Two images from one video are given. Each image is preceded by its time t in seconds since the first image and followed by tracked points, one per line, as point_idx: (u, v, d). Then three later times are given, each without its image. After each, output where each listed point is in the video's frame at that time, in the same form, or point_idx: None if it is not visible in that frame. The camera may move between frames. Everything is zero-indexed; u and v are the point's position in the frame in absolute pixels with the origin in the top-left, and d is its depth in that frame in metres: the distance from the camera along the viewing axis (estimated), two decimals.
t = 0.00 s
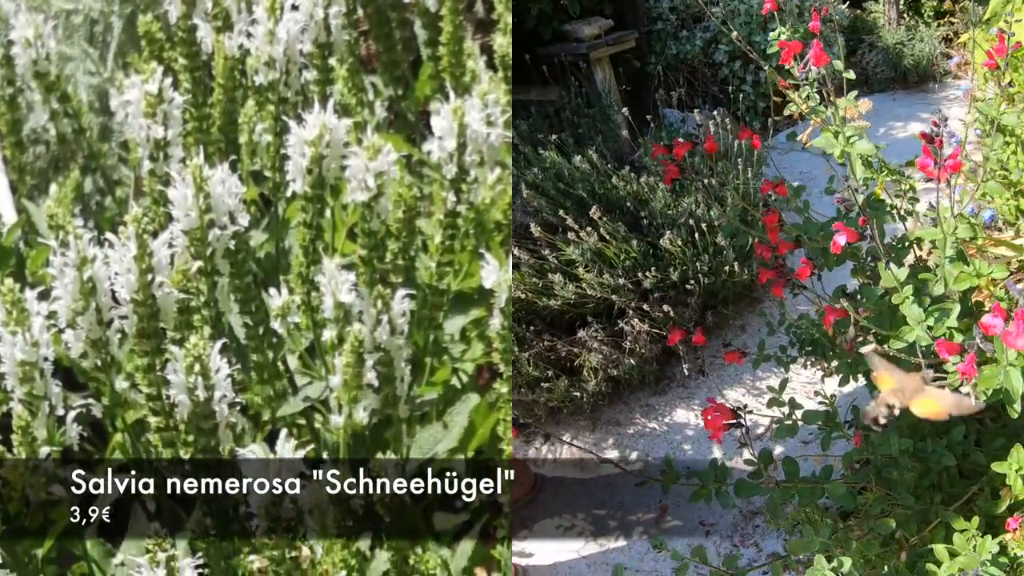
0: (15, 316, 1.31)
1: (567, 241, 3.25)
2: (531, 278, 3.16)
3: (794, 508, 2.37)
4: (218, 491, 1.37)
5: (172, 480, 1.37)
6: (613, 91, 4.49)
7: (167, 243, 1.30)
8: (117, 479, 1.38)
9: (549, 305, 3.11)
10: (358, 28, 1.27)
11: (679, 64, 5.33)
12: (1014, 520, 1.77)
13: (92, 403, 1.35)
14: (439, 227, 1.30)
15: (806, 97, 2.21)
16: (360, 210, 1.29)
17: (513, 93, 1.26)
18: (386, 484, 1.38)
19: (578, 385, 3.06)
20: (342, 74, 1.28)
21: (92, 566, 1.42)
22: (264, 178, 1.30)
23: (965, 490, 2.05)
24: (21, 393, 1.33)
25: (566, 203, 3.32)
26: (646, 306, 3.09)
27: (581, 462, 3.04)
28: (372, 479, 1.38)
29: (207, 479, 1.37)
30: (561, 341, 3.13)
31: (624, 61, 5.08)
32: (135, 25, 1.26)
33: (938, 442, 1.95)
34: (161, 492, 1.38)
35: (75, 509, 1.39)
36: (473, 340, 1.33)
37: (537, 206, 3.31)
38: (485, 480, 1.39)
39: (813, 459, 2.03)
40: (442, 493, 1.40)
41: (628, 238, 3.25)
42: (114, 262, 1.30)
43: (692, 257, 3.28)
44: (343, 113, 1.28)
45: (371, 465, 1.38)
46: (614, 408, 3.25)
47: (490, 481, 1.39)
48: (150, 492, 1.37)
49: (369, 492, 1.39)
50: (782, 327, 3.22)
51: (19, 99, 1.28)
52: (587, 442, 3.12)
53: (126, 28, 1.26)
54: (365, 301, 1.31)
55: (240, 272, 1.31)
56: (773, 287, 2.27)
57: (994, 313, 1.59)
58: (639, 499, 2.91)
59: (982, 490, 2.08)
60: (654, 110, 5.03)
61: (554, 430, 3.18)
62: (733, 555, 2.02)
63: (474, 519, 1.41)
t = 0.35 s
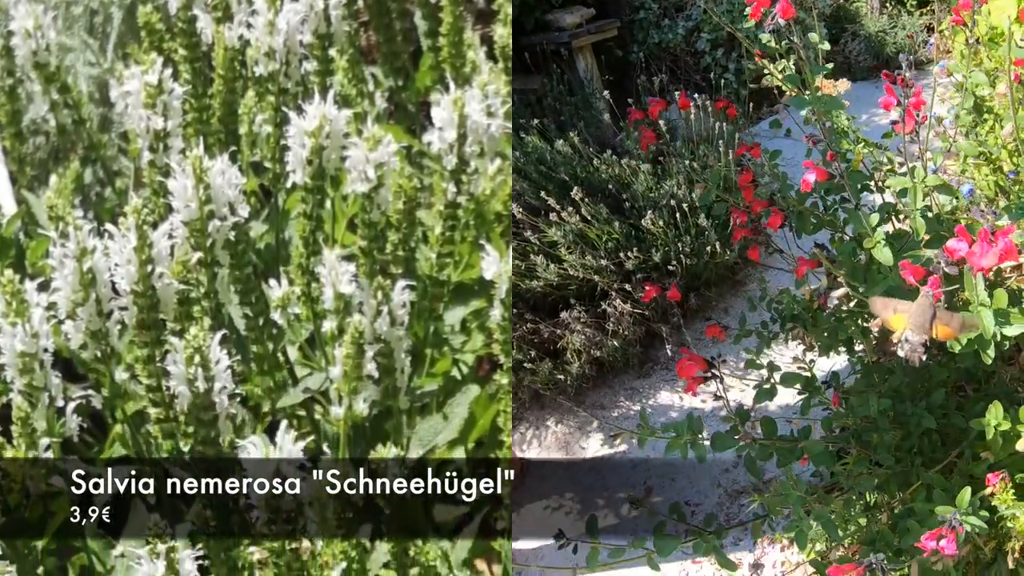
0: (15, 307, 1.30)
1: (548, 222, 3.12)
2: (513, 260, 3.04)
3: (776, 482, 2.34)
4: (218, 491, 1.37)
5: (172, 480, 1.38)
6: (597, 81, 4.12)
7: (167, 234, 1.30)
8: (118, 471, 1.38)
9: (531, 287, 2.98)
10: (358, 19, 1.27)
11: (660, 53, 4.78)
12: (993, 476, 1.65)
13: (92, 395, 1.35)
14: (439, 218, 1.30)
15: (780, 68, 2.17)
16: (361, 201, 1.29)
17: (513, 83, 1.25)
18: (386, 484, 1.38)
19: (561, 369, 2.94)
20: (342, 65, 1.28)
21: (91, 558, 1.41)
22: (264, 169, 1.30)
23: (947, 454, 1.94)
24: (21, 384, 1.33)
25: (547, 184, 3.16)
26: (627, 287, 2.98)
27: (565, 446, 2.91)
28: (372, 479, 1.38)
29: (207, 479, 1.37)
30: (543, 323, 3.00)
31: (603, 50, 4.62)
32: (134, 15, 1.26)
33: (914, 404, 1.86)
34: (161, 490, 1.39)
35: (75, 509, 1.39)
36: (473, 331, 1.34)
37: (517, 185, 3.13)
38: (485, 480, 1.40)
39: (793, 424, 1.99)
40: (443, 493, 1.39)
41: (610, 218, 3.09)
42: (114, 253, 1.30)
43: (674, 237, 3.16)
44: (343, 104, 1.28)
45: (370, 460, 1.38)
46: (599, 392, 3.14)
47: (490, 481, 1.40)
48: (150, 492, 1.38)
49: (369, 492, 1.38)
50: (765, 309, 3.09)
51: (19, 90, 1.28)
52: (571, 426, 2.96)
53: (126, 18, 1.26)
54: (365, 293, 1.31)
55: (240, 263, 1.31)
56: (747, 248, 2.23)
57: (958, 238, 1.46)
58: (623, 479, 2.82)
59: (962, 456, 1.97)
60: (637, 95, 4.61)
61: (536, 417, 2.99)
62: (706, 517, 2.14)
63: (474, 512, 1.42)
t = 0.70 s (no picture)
0: (14, 298, 1.30)
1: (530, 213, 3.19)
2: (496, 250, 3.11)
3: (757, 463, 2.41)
4: (218, 491, 1.37)
5: (172, 480, 1.38)
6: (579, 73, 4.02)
7: (167, 225, 1.30)
8: (118, 463, 1.38)
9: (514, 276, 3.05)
10: (358, 10, 1.26)
11: (643, 45, 4.97)
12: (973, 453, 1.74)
13: (92, 385, 1.35)
14: (439, 209, 1.30)
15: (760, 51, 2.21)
16: (361, 192, 1.29)
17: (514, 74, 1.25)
18: (386, 483, 1.38)
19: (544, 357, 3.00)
20: (342, 56, 1.27)
21: (90, 550, 1.41)
22: (264, 160, 1.30)
23: (928, 434, 1.98)
24: (21, 375, 1.33)
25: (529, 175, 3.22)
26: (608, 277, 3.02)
27: (549, 438, 2.90)
28: (372, 479, 1.38)
29: (207, 478, 1.37)
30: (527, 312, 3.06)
31: (586, 40, 4.61)
32: (133, 6, 1.26)
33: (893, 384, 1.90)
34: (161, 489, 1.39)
35: (75, 509, 1.39)
36: (473, 322, 1.33)
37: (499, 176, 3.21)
38: (485, 480, 1.39)
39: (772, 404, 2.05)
40: (443, 493, 1.40)
41: (591, 207, 3.13)
42: (114, 244, 1.30)
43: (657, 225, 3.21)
44: (342, 95, 1.28)
45: (370, 453, 1.38)
46: (584, 382, 3.17)
47: (490, 481, 1.39)
48: (150, 492, 1.38)
49: (369, 493, 1.39)
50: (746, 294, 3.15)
51: (18, 81, 1.28)
52: (555, 418, 2.96)
53: (126, 9, 1.26)
54: (366, 284, 1.31)
55: (240, 254, 1.31)
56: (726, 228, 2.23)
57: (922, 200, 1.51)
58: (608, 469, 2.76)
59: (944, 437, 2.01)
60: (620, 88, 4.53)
61: (521, 408, 3.00)
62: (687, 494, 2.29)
63: (475, 502, 1.40)
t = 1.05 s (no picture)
0: (14, 290, 1.30)
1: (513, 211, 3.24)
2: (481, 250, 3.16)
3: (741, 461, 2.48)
4: (219, 490, 1.38)
5: (172, 480, 1.38)
6: (563, 70, 4.08)
7: (167, 216, 1.30)
8: (117, 454, 1.38)
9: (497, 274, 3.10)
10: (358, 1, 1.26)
11: (628, 42, 5.08)
12: (956, 450, 1.74)
13: (91, 376, 1.35)
14: (439, 201, 1.30)
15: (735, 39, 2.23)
16: (361, 182, 1.29)
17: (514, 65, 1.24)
18: (386, 483, 1.38)
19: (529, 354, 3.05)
20: (343, 47, 1.27)
21: (90, 541, 1.41)
22: (264, 151, 1.30)
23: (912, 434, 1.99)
24: (21, 366, 1.33)
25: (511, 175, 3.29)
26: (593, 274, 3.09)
27: (533, 437, 2.91)
28: (372, 479, 1.38)
29: (207, 478, 1.37)
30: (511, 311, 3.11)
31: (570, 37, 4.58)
32: None
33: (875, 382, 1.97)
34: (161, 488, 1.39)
35: (75, 509, 1.39)
36: (473, 313, 1.33)
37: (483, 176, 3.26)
38: (485, 480, 1.40)
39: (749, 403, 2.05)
40: (442, 493, 1.39)
41: (574, 206, 3.22)
42: (114, 235, 1.29)
43: (639, 224, 3.31)
44: (343, 86, 1.28)
45: (370, 444, 1.37)
46: (567, 381, 3.21)
47: (490, 481, 1.40)
48: (151, 492, 1.38)
49: (369, 492, 1.39)
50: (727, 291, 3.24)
51: (18, 72, 1.28)
52: (539, 417, 2.97)
53: None
54: (366, 275, 1.31)
55: (240, 245, 1.31)
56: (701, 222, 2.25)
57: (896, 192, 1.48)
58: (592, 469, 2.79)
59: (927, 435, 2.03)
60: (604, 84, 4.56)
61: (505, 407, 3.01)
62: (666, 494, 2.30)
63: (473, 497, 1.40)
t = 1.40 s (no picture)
0: (14, 281, 1.31)
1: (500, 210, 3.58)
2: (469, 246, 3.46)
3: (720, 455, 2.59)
4: (218, 491, 1.38)
5: (172, 480, 1.39)
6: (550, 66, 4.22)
7: (167, 207, 1.30)
8: (117, 446, 1.37)
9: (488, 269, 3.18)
10: None
11: (614, 39, 5.58)
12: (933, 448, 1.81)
13: (91, 367, 1.35)
14: (439, 192, 1.29)
15: (711, 37, 2.31)
16: (361, 173, 1.28)
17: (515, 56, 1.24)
18: (386, 483, 1.37)
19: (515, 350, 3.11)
20: (343, 38, 1.27)
21: (91, 531, 1.41)
22: (264, 142, 1.30)
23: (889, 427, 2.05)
24: (20, 357, 1.34)
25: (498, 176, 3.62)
26: (577, 273, 3.27)
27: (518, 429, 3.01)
28: (372, 479, 1.37)
29: (207, 478, 1.38)
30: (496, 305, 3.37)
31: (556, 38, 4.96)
32: None
33: (853, 379, 2.07)
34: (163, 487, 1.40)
35: (75, 509, 1.39)
36: (473, 304, 1.33)
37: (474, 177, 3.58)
38: (485, 480, 1.39)
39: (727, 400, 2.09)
40: (442, 493, 1.39)
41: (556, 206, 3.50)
42: (114, 227, 1.29)
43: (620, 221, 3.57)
44: (342, 77, 1.27)
45: (370, 436, 1.37)
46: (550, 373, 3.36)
47: (490, 481, 1.39)
48: (150, 492, 1.38)
49: (370, 492, 1.38)
50: (710, 289, 3.39)
51: (17, 63, 1.28)
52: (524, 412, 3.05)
53: None
54: (366, 266, 1.31)
55: (240, 236, 1.31)
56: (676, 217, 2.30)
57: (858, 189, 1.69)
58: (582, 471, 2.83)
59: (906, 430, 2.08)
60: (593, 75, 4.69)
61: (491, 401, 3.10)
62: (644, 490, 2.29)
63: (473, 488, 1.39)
